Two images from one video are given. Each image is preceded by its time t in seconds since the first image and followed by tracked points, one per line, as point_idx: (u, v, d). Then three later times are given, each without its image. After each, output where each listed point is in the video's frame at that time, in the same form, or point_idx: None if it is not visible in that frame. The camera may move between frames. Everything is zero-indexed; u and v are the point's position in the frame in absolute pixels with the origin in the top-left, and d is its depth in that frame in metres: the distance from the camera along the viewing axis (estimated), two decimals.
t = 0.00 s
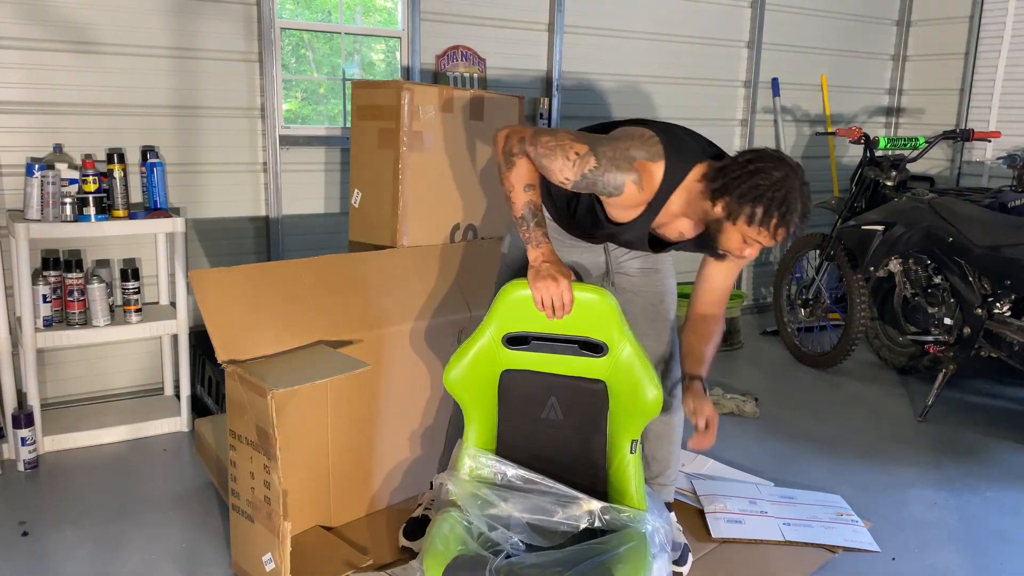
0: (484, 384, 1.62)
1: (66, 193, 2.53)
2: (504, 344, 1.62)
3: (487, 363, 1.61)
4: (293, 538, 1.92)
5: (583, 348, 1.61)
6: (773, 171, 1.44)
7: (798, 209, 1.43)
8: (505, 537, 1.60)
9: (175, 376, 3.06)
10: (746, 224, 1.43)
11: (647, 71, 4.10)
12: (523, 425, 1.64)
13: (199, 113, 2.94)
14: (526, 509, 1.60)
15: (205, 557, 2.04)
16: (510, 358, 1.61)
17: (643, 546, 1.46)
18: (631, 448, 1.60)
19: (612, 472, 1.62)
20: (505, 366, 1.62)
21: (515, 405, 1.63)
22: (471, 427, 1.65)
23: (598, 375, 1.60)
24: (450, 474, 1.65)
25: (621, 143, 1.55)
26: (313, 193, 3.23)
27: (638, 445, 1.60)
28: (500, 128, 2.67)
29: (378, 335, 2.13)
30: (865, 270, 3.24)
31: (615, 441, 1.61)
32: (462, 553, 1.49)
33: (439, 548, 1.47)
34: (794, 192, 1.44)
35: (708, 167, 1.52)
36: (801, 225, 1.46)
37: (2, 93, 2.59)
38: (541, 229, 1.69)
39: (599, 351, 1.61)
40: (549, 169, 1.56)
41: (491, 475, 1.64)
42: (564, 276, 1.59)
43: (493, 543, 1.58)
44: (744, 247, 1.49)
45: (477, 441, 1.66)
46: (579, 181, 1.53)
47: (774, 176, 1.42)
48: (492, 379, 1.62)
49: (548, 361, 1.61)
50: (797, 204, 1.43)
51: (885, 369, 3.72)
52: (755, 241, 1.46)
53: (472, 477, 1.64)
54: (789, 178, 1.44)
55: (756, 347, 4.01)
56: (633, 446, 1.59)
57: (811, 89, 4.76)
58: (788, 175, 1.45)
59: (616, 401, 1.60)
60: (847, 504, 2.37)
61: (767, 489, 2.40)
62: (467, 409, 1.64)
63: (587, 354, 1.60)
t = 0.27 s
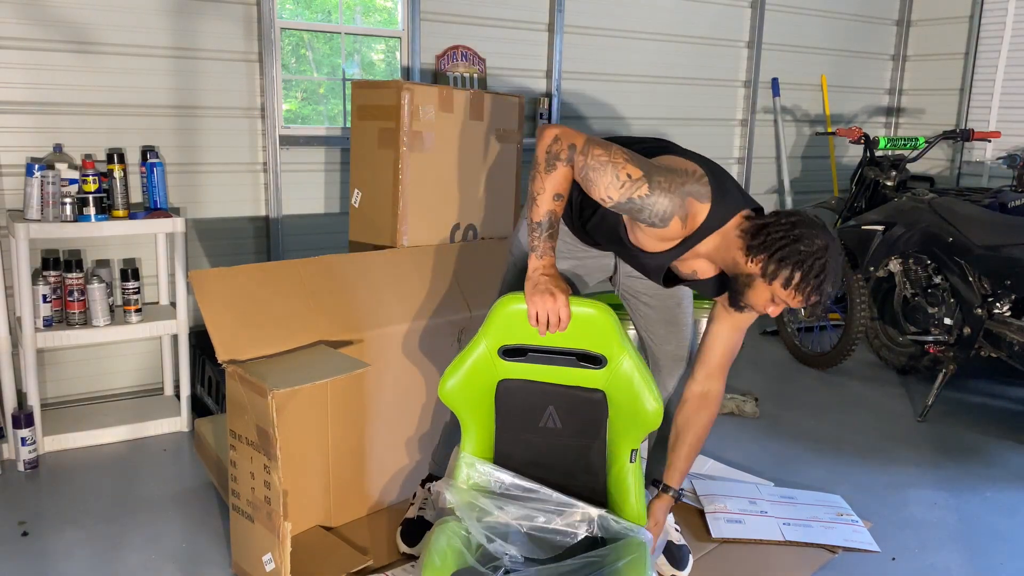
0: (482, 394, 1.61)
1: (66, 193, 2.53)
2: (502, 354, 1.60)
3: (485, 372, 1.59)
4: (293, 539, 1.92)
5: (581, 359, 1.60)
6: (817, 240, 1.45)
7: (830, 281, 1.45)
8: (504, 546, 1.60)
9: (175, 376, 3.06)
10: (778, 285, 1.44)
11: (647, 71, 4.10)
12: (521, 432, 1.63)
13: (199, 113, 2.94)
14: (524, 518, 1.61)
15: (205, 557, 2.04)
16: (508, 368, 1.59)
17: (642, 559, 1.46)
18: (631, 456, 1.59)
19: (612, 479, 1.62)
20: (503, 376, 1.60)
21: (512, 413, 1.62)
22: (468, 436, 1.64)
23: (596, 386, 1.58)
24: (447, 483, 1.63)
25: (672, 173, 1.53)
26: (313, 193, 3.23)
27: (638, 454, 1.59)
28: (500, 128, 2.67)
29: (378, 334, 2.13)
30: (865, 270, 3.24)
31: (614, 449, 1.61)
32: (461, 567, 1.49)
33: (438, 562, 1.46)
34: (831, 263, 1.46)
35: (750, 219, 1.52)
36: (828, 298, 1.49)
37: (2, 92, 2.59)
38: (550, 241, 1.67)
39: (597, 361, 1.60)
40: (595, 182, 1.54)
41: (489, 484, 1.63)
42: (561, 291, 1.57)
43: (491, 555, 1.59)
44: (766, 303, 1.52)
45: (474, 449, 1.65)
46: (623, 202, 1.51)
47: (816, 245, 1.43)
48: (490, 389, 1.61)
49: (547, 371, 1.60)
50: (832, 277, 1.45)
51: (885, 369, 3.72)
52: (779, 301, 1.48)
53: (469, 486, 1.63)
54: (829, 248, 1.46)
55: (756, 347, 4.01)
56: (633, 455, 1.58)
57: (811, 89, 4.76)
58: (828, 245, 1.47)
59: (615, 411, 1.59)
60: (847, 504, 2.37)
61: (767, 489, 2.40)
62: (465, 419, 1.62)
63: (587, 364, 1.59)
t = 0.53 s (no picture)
0: (481, 395, 1.61)
1: (66, 193, 2.53)
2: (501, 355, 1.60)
3: (485, 374, 1.59)
4: (293, 539, 1.92)
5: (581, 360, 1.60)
6: (821, 284, 1.46)
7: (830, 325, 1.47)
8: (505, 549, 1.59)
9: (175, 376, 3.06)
10: (780, 325, 1.46)
11: (647, 71, 4.10)
12: (520, 432, 1.63)
13: (199, 113, 2.94)
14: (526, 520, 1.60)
15: (205, 557, 2.04)
16: (508, 369, 1.59)
17: (641, 556, 1.46)
18: (631, 457, 1.59)
19: (612, 481, 1.62)
20: (502, 378, 1.60)
21: (512, 413, 1.62)
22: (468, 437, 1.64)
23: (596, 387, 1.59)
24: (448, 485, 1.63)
25: (686, 201, 1.51)
26: (313, 193, 3.23)
27: (639, 454, 1.59)
28: (500, 129, 2.67)
29: (378, 335, 2.12)
30: (865, 270, 3.24)
31: (614, 451, 1.61)
32: (461, 568, 1.48)
33: (437, 562, 1.46)
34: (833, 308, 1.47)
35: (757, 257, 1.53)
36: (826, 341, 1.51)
37: (2, 93, 2.59)
38: (554, 245, 1.66)
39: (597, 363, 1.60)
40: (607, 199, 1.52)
41: (490, 488, 1.62)
42: (560, 294, 1.56)
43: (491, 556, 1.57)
44: (763, 340, 1.54)
45: (474, 450, 1.65)
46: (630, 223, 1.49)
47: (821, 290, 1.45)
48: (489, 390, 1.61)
49: (547, 373, 1.60)
50: (832, 322, 1.47)
51: (885, 369, 3.72)
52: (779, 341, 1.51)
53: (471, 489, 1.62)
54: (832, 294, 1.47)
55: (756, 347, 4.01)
56: (633, 455, 1.59)
57: (811, 89, 4.77)
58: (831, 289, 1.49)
59: (615, 412, 1.59)
60: (847, 504, 2.37)
61: (767, 489, 2.40)
62: (465, 419, 1.63)
63: (586, 365, 1.59)
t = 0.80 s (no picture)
0: (480, 398, 1.60)
1: (66, 193, 2.53)
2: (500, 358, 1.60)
3: (484, 376, 1.59)
4: (293, 539, 1.92)
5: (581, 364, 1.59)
6: (819, 284, 1.45)
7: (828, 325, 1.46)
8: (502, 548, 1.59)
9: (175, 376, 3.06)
10: (776, 325, 1.46)
11: (647, 71, 4.10)
12: (519, 434, 1.63)
13: (199, 113, 2.94)
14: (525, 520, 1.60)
15: (205, 557, 2.04)
16: (507, 372, 1.59)
17: (641, 560, 1.47)
18: (631, 459, 1.58)
19: (613, 483, 1.62)
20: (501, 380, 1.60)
21: (511, 415, 1.61)
22: (468, 440, 1.64)
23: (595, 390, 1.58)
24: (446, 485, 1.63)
25: (683, 200, 1.51)
26: (313, 193, 3.23)
27: (639, 457, 1.59)
28: (499, 129, 2.67)
29: (378, 335, 2.12)
30: (865, 270, 3.24)
31: (614, 453, 1.61)
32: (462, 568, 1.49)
33: (437, 563, 1.47)
34: (831, 308, 1.47)
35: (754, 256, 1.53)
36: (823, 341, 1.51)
37: (2, 92, 2.59)
38: (552, 250, 1.65)
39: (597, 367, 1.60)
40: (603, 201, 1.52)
41: (489, 489, 1.62)
42: (559, 299, 1.56)
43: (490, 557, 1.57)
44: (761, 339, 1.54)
45: (474, 453, 1.65)
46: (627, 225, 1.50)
47: (818, 291, 1.44)
48: (489, 393, 1.61)
49: (546, 376, 1.60)
50: (830, 321, 1.47)
51: (885, 369, 3.72)
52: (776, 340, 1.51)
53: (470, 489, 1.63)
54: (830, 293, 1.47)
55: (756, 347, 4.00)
56: (634, 458, 1.58)
57: (811, 89, 4.77)
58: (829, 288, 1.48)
59: (614, 415, 1.59)
60: (847, 504, 2.37)
61: (767, 489, 2.40)
62: (464, 422, 1.62)
63: (586, 368, 1.59)
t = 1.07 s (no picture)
0: (480, 400, 1.61)
1: (66, 193, 2.53)
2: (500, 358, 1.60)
3: (484, 376, 1.59)
4: (293, 539, 1.92)
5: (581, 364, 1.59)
6: (805, 276, 1.45)
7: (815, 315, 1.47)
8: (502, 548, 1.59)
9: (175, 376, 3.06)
10: (762, 316, 1.47)
11: (647, 71, 4.10)
12: (518, 435, 1.63)
13: (199, 113, 2.94)
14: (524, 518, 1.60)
15: (205, 557, 2.04)
16: (507, 372, 1.59)
17: (641, 561, 1.47)
18: (631, 459, 1.59)
19: (613, 483, 1.62)
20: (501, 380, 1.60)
21: (511, 415, 1.62)
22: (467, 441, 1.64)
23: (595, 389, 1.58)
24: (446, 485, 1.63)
25: (666, 190, 1.52)
26: (314, 193, 3.23)
27: (639, 457, 1.59)
28: (499, 129, 2.67)
29: (378, 335, 2.12)
30: (865, 270, 3.24)
31: (614, 453, 1.61)
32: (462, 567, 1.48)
33: (437, 563, 1.47)
34: (817, 299, 1.47)
35: (741, 248, 1.52)
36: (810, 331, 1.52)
37: (2, 93, 2.59)
38: (547, 248, 1.66)
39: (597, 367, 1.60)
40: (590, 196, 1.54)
41: (489, 488, 1.62)
42: (558, 296, 1.57)
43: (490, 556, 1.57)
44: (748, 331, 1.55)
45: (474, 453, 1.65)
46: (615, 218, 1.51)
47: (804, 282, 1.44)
48: (489, 394, 1.61)
49: (546, 376, 1.60)
50: (816, 312, 1.47)
51: (885, 369, 3.72)
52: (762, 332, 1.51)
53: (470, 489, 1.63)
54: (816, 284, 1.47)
55: (756, 347, 4.00)
56: (634, 457, 1.58)
57: (811, 89, 4.77)
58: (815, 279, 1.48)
59: (614, 415, 1.59)
60: (847, 504, 2.37)
61: (767, 489, 2.40)
62: (464, 420, 1.62)
63: (586, 368, 1.59)
